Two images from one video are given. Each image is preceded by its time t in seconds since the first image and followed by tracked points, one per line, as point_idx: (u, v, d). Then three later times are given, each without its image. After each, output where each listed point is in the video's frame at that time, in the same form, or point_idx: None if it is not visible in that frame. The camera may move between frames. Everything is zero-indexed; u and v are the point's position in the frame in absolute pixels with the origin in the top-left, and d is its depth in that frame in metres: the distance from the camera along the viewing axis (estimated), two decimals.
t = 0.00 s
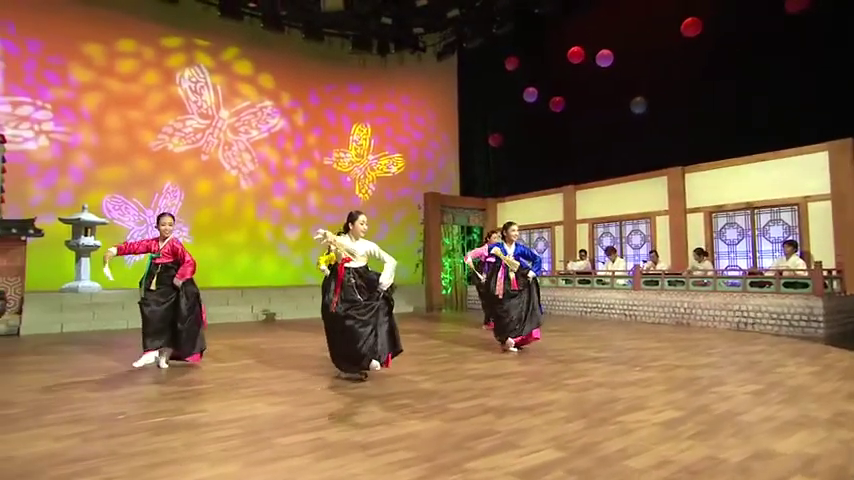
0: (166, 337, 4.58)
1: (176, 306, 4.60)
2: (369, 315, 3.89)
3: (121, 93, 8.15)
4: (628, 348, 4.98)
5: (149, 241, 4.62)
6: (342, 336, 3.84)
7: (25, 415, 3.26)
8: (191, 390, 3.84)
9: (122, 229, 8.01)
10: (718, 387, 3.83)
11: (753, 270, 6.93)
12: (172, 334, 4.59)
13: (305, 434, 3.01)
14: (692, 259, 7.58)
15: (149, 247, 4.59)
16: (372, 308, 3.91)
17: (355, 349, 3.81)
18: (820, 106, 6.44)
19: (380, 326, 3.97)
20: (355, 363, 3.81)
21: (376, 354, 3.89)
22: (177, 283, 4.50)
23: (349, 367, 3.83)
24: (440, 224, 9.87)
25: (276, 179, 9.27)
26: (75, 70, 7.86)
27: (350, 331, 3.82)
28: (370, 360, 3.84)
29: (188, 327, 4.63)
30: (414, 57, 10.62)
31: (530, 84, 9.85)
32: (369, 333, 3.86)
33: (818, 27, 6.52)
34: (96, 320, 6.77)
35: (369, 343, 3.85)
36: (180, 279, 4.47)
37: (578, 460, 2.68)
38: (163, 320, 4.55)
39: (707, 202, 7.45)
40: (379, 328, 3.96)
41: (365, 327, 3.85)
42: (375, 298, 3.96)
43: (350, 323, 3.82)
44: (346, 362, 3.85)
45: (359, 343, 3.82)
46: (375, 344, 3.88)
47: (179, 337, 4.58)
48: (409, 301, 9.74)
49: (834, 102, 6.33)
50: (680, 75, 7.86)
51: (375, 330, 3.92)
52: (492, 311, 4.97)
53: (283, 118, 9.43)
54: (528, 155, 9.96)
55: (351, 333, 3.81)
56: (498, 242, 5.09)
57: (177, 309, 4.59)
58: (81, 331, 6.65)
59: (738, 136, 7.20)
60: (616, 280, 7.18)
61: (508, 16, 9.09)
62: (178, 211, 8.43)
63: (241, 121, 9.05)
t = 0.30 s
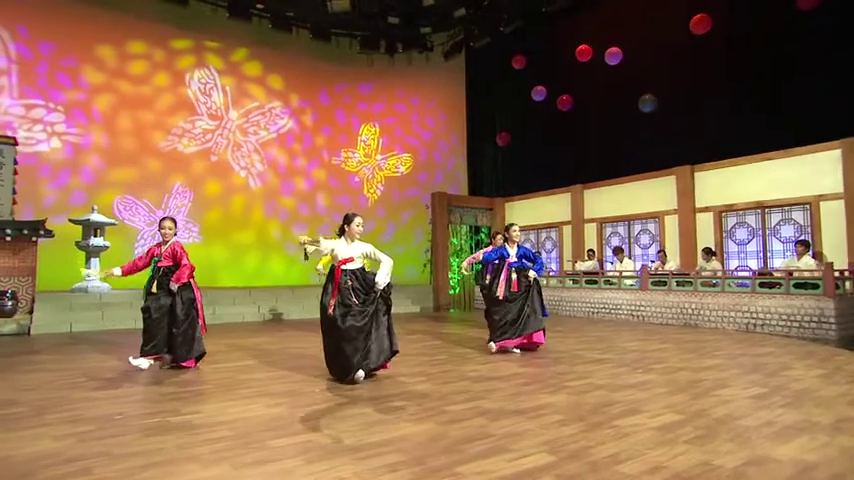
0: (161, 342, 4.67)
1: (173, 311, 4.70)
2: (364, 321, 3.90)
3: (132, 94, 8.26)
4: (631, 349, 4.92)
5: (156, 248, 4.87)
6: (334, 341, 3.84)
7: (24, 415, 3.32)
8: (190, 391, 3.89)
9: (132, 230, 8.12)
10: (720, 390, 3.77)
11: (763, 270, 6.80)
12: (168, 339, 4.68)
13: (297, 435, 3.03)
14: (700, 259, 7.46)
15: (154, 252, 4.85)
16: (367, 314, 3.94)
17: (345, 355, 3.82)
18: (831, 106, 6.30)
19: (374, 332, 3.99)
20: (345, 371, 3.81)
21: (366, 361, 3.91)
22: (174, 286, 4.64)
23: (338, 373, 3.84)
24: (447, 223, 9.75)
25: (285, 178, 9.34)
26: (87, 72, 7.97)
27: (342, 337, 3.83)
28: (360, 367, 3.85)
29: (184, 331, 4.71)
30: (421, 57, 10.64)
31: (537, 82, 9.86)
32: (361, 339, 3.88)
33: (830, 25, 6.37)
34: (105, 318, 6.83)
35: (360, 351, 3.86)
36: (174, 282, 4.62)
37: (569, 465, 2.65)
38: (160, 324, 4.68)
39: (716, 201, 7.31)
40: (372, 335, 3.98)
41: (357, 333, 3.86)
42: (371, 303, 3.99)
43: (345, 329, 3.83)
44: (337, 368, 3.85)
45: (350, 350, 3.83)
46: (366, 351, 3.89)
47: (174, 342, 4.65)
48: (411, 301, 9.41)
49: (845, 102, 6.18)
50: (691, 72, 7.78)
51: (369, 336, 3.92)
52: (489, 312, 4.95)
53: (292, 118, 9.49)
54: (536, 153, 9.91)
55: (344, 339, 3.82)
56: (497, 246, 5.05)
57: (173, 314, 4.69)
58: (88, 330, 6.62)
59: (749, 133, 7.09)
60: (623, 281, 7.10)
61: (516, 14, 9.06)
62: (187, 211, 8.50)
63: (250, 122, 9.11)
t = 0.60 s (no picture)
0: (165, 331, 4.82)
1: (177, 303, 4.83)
2: (364, 314, 4.05)
3: (146, 90, 8.38)
4: (634, 343, 4.92)
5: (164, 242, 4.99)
6: (333, 332, 3.95)
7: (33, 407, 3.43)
8: (194, 383, 3.98)
9: (146, 224, 8.26)
10: (719, 385, 3.77)
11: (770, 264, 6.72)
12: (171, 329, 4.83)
13: (295, 429, 3.10)
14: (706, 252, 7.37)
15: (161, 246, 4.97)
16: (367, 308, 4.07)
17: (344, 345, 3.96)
18: (842, 98, 6.19)
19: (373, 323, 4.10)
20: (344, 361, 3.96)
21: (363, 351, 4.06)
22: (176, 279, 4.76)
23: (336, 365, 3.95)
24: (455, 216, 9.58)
25: (296, 171, 9.43)
26: (101, 69, 8.10)
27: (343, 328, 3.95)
28: (358, 356, 4.03)
29: (187, 322, 4.82)
30: (430, 51, 10.64)
31: (545, 76, 9.80)
32: (360, 329, 4.03)
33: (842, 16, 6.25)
34: (119, 311, 7.01)
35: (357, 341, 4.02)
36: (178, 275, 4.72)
37: (559, 460, 2.68)
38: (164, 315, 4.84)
39: (724, 194, 7.21)
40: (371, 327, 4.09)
41: (357, 324, 4.01)
42: (370, 295, 4.09)
43: (345, 320, 3.95)
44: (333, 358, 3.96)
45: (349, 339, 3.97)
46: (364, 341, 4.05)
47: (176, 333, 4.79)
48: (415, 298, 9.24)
49: None
50: (699, 65, 7.72)
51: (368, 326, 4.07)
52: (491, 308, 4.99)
53: (301, 114, 9.57)
54: (544, 147, 9.86)
55: (345, 330, 3.95)
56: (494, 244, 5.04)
57: (178, 306, 4.82)
58: (104, 322, 6.74)
59: (766, 120, 6.95)
60: (628, 274, 7.06)
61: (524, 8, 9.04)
62: (200, 205, 8.62)
63: (260, 117, 9.20)
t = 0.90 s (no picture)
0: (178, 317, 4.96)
1: (188, 291, 4.92)
2: (367, 308, 4.14)
3: (160, 86, 8.50)
4: (637, 337, 4.92)
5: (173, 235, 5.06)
6: (336, 324, 4.08)
7: (45, 400, 3.58)
8: (201, 375, 4.10)
9: (159, 218, 8.41)
10: (718, 381, 3.76)
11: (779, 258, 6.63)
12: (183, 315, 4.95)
13: (292, 422, 3.18)
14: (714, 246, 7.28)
15: (170, 239, 5.04)
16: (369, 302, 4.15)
17: (347, 337, 4.09)
18: None
19: (373, 313, 4.17)
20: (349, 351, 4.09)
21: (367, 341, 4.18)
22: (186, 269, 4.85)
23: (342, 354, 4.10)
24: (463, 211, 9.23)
25: (307, 164, 9.52)
26: (116, 66, 8.23)
27: (346, 320, 4.06)
28: (363, 346, 4.15)
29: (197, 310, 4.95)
30: (439, 45, 10.61)
31: (553, 69, 9.72)
32: (361, 321, 4.11)
33: None
34: (133, 303, 7.12)
35: (361, 332, 4.13)
36: (189, 265, 4.82)
37: (549, 456, 2.71)
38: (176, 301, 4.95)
39: (733, 187, 7.11)
40: (371, 319, 4.15)
41: (359, 317, 4.09)
42: (369, 288, 4.17)
43: (347, 313, 4.05)
44: (338, 348, 4.10)
45: (353, 331, 4.10)
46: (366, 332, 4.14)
47: (188, 319, 4.92)
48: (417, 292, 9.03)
49: None
50: (709, 56, 7.61)
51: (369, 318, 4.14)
52: (493, 302, 5.05)
53: (311, 109, 9.63)
54: (553, 140, 9.79)
55: (349, 324, 4.07)
56: (498, 240, 5.07)
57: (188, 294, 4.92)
58: (118, 314, 6.92)
59: (778, 112, 6.84)
60: (636, 268, 7.01)
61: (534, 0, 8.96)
62: (213, 199, 8.74)
63: (271, 112, 9.28)
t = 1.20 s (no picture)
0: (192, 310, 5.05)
1: (203, 286, 5.04)
2: (367, 306, 4.23)
3: (175, 85, 8.62)
4: (643, 334, 4.91)
5: (186, 234, 5.11)
6: (337, 321, 4.17)
7: (59, 394, 3.72)
8: (209, 370, 4.21)
9: (175, 214, 8.55)
10: (720, 380, 3.75)
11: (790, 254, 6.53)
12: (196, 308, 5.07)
13: (293, 419, 3.26)
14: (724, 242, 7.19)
15: (182, 238, 5.07)
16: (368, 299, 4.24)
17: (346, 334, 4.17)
18: None
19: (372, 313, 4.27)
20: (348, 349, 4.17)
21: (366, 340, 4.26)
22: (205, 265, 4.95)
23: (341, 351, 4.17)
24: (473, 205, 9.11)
25: (318, 159, 9.61)
26: (132, 65, 8.37)
27: (347, 318, 4.16)
28: (361, 344, 4.22)
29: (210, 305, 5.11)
30: (449, 41, 10.60)
31: (564, 64, 9.67)
32: (361, 319, 4.21)
33: None
34: (149, 298, 7.25)
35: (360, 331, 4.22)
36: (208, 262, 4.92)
37: (543, 454, 2.74)
38: (190, 295, 5.01)
39: (745, 183, 6.99)
40: (371, 318, 4.24)
41: (358, 314, 4.19)
42: (369, 288, 4.27)
43: (348, 311, 4.16)
44: (338, 345, 4.18)
45: (352, 329, 4.19)
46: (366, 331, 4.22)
47: (202, 314, 5.06)
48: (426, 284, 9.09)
49: None
50: (723, 50, 7.45)
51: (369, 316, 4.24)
52: (494, 300, 5.13)
53: (322, 107, 9.70)
54: (562, 136, 9.74)
55: (350, 321, 4.17)
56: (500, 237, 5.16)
57: (204, 290, 5.04)
58: (136, 308, 7.03)
59: (792, 106, 6.73)
60: (644, 264, 6.97)
61: None
62: (227, 195, 8.86)
63: (284, 109, 9.37)
